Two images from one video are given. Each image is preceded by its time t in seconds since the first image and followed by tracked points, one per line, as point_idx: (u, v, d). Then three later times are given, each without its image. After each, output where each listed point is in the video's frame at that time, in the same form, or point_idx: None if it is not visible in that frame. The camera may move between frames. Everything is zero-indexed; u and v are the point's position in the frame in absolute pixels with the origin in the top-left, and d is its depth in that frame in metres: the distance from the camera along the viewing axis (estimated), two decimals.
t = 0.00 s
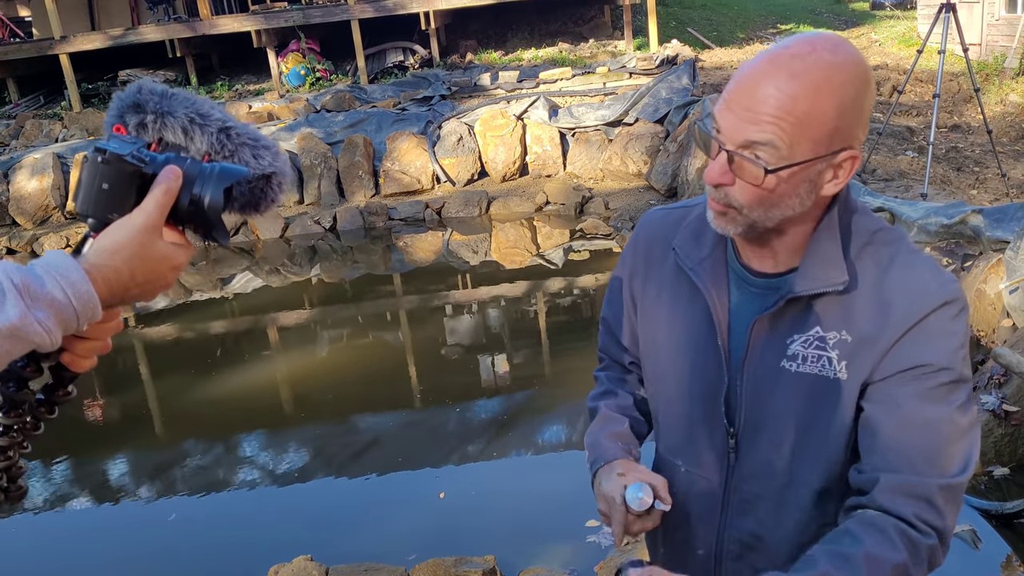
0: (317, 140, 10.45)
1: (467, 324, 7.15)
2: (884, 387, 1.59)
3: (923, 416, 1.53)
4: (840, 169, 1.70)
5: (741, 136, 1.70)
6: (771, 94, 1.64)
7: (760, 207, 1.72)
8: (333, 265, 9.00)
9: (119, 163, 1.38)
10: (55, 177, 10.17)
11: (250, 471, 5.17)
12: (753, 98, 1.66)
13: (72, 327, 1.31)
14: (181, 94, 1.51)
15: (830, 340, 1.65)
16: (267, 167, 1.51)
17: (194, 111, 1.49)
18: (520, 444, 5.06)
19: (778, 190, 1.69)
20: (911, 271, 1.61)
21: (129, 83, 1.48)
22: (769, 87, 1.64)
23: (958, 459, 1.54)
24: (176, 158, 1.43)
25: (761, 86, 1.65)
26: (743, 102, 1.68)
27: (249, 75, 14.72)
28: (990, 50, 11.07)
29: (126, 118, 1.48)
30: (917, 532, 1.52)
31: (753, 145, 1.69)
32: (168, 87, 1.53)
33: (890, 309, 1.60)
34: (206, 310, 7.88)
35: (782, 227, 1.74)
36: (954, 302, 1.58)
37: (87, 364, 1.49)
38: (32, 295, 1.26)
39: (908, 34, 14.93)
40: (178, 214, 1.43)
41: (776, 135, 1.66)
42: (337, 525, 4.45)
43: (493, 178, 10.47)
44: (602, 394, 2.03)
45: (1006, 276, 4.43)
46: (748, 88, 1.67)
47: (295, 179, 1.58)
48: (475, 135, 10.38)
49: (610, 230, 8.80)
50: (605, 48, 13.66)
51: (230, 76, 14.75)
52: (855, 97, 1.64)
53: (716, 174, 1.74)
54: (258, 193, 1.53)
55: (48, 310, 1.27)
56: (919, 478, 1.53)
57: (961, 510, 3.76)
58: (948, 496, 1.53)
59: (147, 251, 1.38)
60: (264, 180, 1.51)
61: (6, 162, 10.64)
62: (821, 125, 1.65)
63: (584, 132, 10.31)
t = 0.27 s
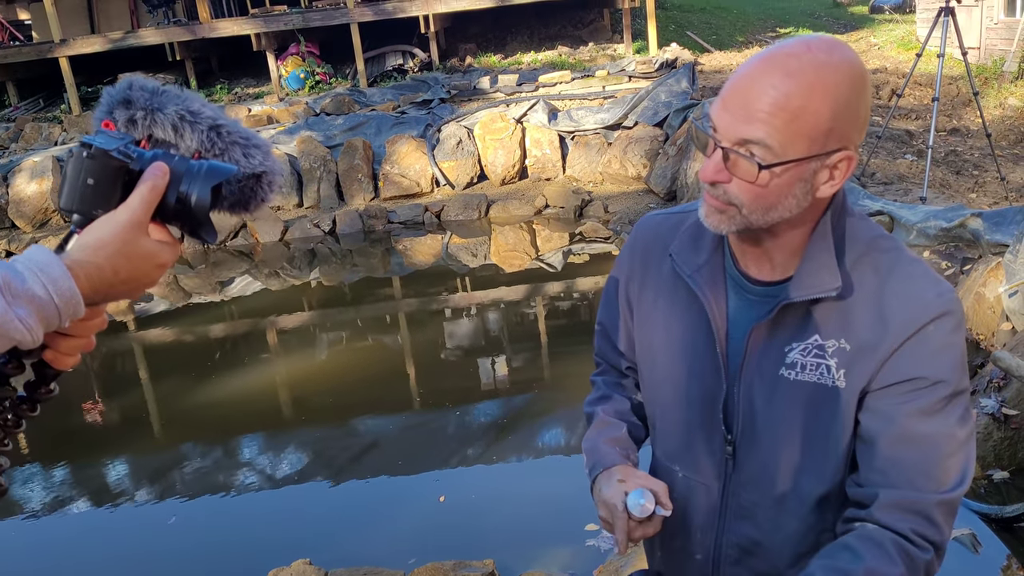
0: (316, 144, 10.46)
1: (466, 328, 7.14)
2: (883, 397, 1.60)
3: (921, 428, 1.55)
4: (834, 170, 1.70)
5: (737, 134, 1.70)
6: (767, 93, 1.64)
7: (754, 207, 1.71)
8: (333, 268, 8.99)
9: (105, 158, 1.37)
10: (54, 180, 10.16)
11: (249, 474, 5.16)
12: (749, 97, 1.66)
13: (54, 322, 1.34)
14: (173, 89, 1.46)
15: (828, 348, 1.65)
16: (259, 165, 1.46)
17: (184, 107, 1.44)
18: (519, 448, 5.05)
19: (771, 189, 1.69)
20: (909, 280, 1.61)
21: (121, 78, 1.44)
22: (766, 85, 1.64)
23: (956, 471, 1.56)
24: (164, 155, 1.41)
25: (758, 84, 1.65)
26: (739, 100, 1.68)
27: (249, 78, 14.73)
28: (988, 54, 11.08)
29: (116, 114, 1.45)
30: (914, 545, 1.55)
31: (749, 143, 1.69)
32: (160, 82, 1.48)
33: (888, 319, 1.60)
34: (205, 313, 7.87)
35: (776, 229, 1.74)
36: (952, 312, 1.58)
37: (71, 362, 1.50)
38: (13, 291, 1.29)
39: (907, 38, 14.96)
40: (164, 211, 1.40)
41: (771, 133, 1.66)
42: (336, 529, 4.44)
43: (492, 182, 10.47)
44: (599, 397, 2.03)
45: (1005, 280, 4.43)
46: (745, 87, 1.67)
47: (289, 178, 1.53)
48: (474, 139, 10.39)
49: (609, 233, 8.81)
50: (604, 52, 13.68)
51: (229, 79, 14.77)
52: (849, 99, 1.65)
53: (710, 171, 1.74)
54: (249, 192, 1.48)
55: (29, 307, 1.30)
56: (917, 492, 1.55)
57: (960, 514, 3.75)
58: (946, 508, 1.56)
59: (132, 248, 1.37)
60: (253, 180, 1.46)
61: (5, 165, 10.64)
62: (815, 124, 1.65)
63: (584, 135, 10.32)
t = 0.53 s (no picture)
0: (316, 146, 10.46)
1: (466, 330, 7.14)
2: (885, 396, 1.59)
3: (924, 426, 1.54)
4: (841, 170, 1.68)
5: (740, 169, 1.67)
6: (760, 118, 1.62)
7: (777, 227, 1.69)
8: (332, 270, 8.99)
9: (85, 148, 1.43)
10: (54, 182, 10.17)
11: (248, 476, 5.16)
12: (743, 126, 1.64)
13: (30, 313, 1.37)
14: (157, 82, 1.53)
15: (828, 347, 1.65)
16: (243, 159, 1.55)
17: (168, 100, 1.51)
18: (518, 450, 5.05)
19: (793, 208, 1.67)
20: (910, 279, 1.61)
21: (107, 70, 1.51)
22: (757, 111, 1.62)
23: (960, 469, 1.54)
24: (147, 145, 1.47)
25: (749, 113, 1.63)
26: (734, 133, 1.65)
27: (248, 81, 14.74)
28: (988, 57, 11.08)
29: (100, 104, 1.51)
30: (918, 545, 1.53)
31: (757, 175, 1.66)
32: (144, 74, 1.55)
33: (888, 319, 1.60)
34: (205, 315, 7.87)
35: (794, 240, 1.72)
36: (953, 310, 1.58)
37: (49, 354, 1.56)
38: None
39: (907, 40, 14.97)
40: (144, 201, 1.47)
41: (778, 157, 1.63)
42: (335, 530, 4.43)
43: (492, 184, 10.46)
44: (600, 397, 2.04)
45: (1004, 282, 4.43)
46: (735, 118, 1.65)
47: (272, 170, 1.61)
48: (474, 141, 10.39)
49: (608, 236, 8.81)
50: (604, 54, 13.68)
51: (229, 81, 14.78)
52: (836, 98, 1.63)
53: (728, 211, 1.70)
54: (233, 184, 1.56)
55: (4, 296, 1.33)
56: (921, 491, 1.54)
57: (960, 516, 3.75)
58: (950, 506, 1.54)
59: (110, 238, 1.42)
60: (239, 172, 1.55)
61: (5, 167, 10.65)
62: (817, 136, 1.63)
63: (583, 137, 10.32)
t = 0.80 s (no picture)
0: (316, 147, 10.46)
1: (465, 331, 7.14)
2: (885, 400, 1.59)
3: (926, 425, 1.53)
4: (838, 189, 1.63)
5: (741, 208, 1.61)
6: (752, 153, 1.56)
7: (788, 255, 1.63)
8: (332, 271, 8.99)
9: (69, 136, 1.43)
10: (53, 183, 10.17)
11: (248, 477, 5.16)
12: (739, 164, 1.57)
13: (12, 303, 1.37)
14: (146, 74, 1.55)
15: (825, 352, 1.65)
16: (233, 151, 1.54)
17: (157, 91, 1.52)
18: (518, 451, 5.05)
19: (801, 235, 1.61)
20: (906, 278, 1.60)
21: (96, 61, 1.53)
22: (750, 145, 1.55)
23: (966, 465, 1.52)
24: (134, 135, 1.48)
25: (743, 149, 1.56)
26: (730, 171, 1.59)
27: (248, 82, 14.76)
28: (988, 58, 11.09)
29: (88, 95, 1.52)
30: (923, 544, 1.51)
31: (762, 214, 1.59)
32: (134, 66, 1.57)
33: (884, 322, 1.60)
34: (205, 317, 7.87)
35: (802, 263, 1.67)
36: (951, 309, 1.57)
37: (32, 346, 1.55)
38: None
39: (906, 42, 14.97)
40: (129, 192, 1.47)
41: (780, 191, 1.57)
42: (335, 531, 4.43)
43: (491, 185, 10.46)
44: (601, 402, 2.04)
45: (1004, 284, 4.42)
46: (727, 157, 1.58)
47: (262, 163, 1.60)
48: (474, 142, 10.38)
49: (608, 237, 8.81)
50: (603, 55, 13.69)
51: (229, 83, 14.79)
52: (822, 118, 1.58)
53: (739, 250, 1.64)
54: (223, 176, 1.56)
55: None
56: (926, 488, 1.52)
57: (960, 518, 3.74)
58: (958, 503, 1.52)
59: (93, 228, 1.44)
60: (228, 164, 1.54)
61: (4, 169, 10.65)
62: (813, 162, 1.57)
63: (583, 139, 10.32)
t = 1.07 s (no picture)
0: (315, 147, 10.46)
1: (465, 331, 7.14)
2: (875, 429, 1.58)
3: (922, 456, 1.52)
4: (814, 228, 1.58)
5: (716, 250, 1.54)
6: (728, 194, 1.49)
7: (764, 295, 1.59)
8: (331, 271, 8.99)
9: (54, 128, 1.43)
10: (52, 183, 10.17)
11: (247, 477, 5.15)
12: (715, 205, 1.50)
13: None
14: (137, 67, 1.53)
15: (813, 379, 1.63)
16: (224, 148, 1.52)
17: (147, 85, 1.50)
18: (518, 451, 5.05)
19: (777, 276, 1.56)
20: (891, 302, 1.58)
21: (87, 54, 1.51)
22: (726, 187, 1.49)
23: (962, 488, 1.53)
24: (121, 129, 1.47)
25: (716, 192, 1.49)
26: (706, 211, 1.52)
27: (248, 82, 14.77)
28: (987, 58, 11.09)
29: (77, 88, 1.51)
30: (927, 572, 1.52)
31: (737, 257, 1.53)
32: (125, 60, 1.55)
33: (872, 350, 1.58)
34: (204, 317, 7.86)
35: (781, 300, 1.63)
36: (937, 331, 1.56)
37: (17, 342, 1.54)
38: None
39: (905, 42, 14.99)
40: (115, 187, 1.47)
41: (755, 235, 1.51)
42: (335, 531, 4.43)
43: (491, 185, 10.45)
44: (591, 410, 2.05)
45: (1003, 283, 4.42)
46: (704, 195, 1.51)
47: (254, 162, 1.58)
48: (473, 142, 10.37)
49: (608, 237, 8.81)
50: (603, 55, 13.69)
51: (229, 83, 14.80)
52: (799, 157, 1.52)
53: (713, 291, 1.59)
54: (213, 174, 1.53)
55: None
56: (923, 520, 1.52)
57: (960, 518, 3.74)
58: (958, 531, 1.52)
59: (76, 222, 1.44)
60: (219, 161, 1.52)
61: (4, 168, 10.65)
62: (788, 203, 1.51)
63: (582, 138, 10.32)
